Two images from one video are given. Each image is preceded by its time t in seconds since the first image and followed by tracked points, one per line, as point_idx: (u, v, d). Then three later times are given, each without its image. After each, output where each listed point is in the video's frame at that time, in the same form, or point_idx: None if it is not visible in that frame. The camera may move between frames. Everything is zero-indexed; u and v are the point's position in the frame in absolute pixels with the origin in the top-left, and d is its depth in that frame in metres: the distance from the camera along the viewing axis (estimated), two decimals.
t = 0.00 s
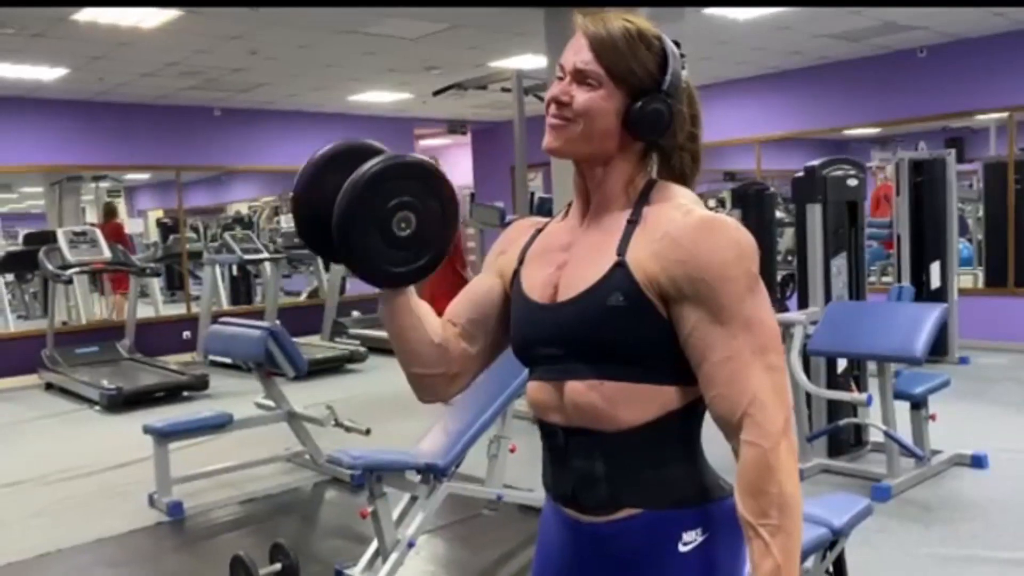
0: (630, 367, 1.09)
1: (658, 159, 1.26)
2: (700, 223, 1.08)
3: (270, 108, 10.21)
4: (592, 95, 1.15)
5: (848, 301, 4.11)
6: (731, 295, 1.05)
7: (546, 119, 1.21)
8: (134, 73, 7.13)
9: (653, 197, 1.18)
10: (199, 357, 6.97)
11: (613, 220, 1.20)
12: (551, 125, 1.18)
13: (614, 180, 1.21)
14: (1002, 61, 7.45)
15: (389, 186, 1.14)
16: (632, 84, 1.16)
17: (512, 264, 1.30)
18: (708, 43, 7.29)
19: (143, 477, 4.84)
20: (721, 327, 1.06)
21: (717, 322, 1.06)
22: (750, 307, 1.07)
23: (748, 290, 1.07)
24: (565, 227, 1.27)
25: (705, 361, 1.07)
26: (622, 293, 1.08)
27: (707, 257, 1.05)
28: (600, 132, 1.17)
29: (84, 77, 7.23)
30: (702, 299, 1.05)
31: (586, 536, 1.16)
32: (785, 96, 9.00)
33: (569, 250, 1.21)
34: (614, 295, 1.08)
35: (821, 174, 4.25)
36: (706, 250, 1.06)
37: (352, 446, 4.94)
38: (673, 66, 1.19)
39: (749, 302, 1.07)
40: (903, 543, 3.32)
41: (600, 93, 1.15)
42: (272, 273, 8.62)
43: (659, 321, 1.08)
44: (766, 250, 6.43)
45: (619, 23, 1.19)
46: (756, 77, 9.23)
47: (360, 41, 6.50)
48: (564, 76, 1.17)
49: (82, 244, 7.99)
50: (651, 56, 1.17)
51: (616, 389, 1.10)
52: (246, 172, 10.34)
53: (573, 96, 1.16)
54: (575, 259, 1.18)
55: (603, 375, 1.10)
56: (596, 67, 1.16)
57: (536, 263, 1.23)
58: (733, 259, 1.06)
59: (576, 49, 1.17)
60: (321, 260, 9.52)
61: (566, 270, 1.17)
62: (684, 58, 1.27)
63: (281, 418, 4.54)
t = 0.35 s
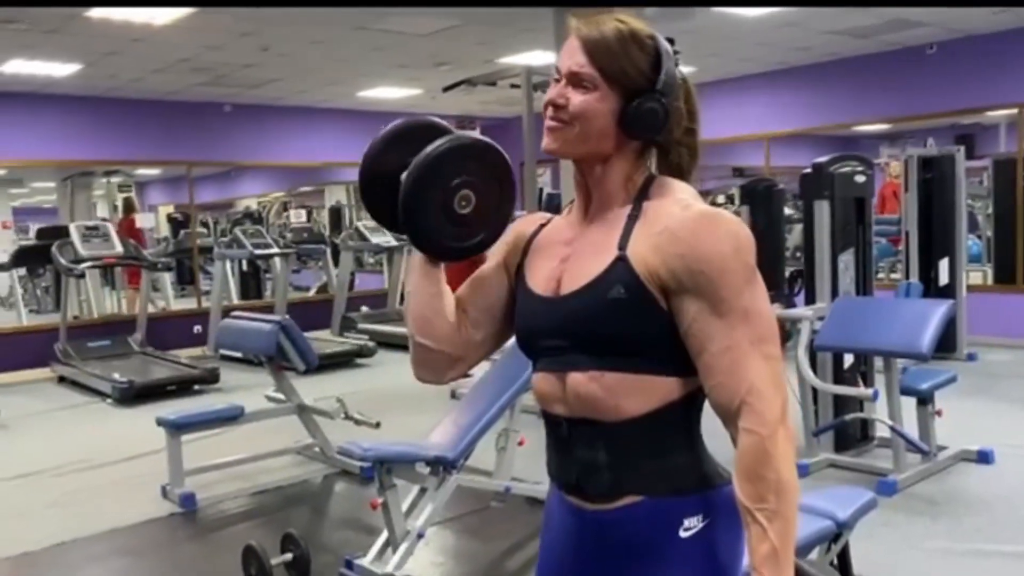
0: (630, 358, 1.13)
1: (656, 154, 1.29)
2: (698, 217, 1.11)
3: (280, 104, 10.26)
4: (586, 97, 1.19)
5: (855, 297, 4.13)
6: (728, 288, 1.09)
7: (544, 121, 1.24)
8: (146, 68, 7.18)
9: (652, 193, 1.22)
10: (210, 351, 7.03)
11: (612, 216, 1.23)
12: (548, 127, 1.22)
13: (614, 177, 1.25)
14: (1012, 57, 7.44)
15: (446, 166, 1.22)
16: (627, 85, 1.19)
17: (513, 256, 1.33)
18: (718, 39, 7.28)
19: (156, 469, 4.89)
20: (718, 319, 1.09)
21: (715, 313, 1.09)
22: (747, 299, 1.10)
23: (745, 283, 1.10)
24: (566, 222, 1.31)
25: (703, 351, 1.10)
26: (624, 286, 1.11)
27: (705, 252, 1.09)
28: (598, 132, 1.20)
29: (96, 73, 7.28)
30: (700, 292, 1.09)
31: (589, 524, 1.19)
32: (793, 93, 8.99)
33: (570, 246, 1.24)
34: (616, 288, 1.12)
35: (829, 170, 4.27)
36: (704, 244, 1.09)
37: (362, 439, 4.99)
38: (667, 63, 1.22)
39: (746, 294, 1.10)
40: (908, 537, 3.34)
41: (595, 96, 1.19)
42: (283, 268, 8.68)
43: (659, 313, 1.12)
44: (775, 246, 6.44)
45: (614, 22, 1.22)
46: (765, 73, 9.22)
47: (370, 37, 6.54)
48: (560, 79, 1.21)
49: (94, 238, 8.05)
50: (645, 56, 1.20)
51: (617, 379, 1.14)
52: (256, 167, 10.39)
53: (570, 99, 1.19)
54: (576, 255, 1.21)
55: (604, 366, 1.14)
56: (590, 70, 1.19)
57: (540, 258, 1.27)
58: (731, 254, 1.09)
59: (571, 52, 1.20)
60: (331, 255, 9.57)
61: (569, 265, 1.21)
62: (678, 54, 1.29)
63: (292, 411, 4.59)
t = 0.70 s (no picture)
0: (628, 351, 1.16)
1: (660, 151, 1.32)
2: (698, 216, 1.14)
3: (295, 101, 10.32)
4: (594, 93, 1.22)
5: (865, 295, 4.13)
6: (725, 286, 1.11)
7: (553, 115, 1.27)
8: (162, 65, 7.25)
9: (654, 191, 1.24)
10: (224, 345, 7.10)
11: (615, 212, 1.26)
12: (555, 122, 1.24)
13: (617, 173, 1.27)
14: None
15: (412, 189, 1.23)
16: (635, 80, 1.22)
17: (518, 252, 1.36)
18: (730, 36, 7.27)
19: (170, 461, 4.96)
20: (715, 316, 1.12)
21: (712, 311, 1.12)
22: (743, 299, 1.13)
23: (742, 282, 1.13)
24: (571, 218, 1.33)
25: (699, 347, 1.13)
26: (625, 283, 1.14)
27: (704, 250, 1.11)
28: (604, 127, 1.23)
29: (112, 69, 7.36)
30: (697, 289, 1.11)
31: (585, 510, 1.22)
32: (807, 90, 8.97)
33: (573, 242, 1.27)
34: (616, 285, 1.15)
35: (839, 168, 4.28)
36: (704, 242, 1.11)
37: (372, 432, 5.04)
38: (672, 64, 1.25)
39: (742, 293, 1.13)
40: (913, 534, 3.36)
41: (605, 89, 1.22)
42: (297, 263, 8.76)
43: (657, 308, 1.14)
44: (787, 242, 6.44)
45: (624, 23, 1.25)
46: (778, 70, 9.20)
47: (384, 34, 6.58)
48: (570, 75, 1.24)
49: (110, 232, 8.14)
50: (652, 55, 1.23)
51: (614, 371, 1.16)
52: (271, 163, 10.47)
53: (578, 94, 1.22)
54: (579, 250, 1.24)
55: (603, 359, 1.17)
56: (599, 66, 1.22)
57: (544, 253, 1.29)
58: (730, 253, 1.12)
59: (581, 48, 1.23)
60: (345, 250, 9.62)
61: (572, 260, 1.23)
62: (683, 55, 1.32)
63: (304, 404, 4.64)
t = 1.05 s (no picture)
0: (610, 351, 1.18)
1: (656, 151, 1.32)
2: (685, 224, 1.15)
3: (314, 97, 10.41)
4: (598, 87, 1.22)
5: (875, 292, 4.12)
6: (708, 294, 1.13)
7: (556, 105, 1.27)
8: (182, 62, 7.34)
9: (645, 192, 1.25)
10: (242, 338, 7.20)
11: (608, 212, 1.26)
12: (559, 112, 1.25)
13: (612, 168, 1.27)
14: None
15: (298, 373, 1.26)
16: (640, 74, 1.22)
17: (511, 251, 1.36)
18: (745, 33, 7.26)
19: (186, 452, 5.05)
20: (697, 323, 1.14)
21: (695, 318, 1.14)
22: (725, 307, 1.15)
23: (724, 290, 1.15)
24: (563, 213, 1.33)
25: (681, 352, 1.15)
26: (610, 290, 1.16)
27: (690, 261, 1.13)
28: (607, 119, 1.23)
29: (135, 66, 7.47)
30: (682, 296, 1.13)
31: (564, 493, 1.26)
32: (825, 87, 8.93)
33: (564, 241, 1.27)
34: (603, 291, 1.16)
35: (849, 166, 4.28)
36: (689, 252, 1.14)
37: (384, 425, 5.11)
38: (675, 66, 1.26)
39: (725, 302, 1.15)
40: (918, 532, 3.36)
41: (611, 80, 1.22)
42: (315, 258, 8.85)
43: (641, 313, 1.16)
44: (800, 238, 6.42)
45: (630, 27, 1.27)
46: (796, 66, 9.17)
47: (400, 32, 6.63)
48: (576, 68, 1.25)
49: (132, 227, 8.27)
50: (657, 55, 1.24)
51: (596, 369, 1.19)
52: (292, 159, 10.58)
53: (583, 86, 1.23)
54: (571, 251, 1.24)
55: (586, 358, 1.20)
56: (605, 61, 1.23)
57: (535, 251, 1.29)
58: (715, 262, 1.14)
59: (590, 43, 1.24)
60: (363, 245, 9.70)
61: (563, 260, 1.24)
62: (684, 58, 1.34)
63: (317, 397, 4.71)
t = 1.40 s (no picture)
0: (575, 351, 1.20)
1: (622, 152, 1.36)
2: (651, 224, 1.18)
3: (334, 94, 10.49)
4: (567, 83, 1.26)
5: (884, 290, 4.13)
6: (674, 293, 1.17)
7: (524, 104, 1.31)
8: (202, 59, 7.43)
9: (611, 191, 1.28)
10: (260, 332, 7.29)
11: (572, 211, 1.29)
12: (528, 106, 1.28)
13: (577, 166, 1.31)
14: None
15: (374, 556, 1.38)
16: (607, 72, 1.27)
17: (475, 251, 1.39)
18: (762, 29, 7.23)
19: (202, 444, 5.13)
20: (663, 322, 1.17)
21: (663, 319, 1.17)
22: (691, 307, 1.19)
23: (690, 289, 1.18)
24: (527, 211, 1.35)
25: (647, 352, 1.18)
26: (576, 290, 1.18)
27: (655, 262, 1.16)
28: (575, 115, 1.27)
29: (156, 64, 7.57)
30: (648, 295, 1.16)
31: (533, 487, 1.29)
32: (844, 83, 8.86)
33: (530, 241, 1.29)
34: (569, 292, 1.18)
35: (861, 162, 4.27)
36: (656, 252, 1.16)
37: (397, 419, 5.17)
38: (643, 68, 1.31)
39: (690, 301, 1.18)
40: (924, 529, 3.36)
41: (578, 77, 1.26)
42: (334, 254, 8.93)
43: (608, 314, 1.19)
44: (816, 235, 6.39)
45: (598, 29, 1.31)
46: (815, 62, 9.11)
47: (417, 29, 6.68)
48: (546, 65, 1.29)
49: (154, 222, 8.38)
50: (625, 56, 1.29)
51: (562, 368, 1.22)
52: (312, 156, 10.67)
53: (552, 81, 1.27)
54: (536, 250, 1.26)
55: (551, 358, 1.22)
56: (574, 58, 1.27)
57: (500, 250, 1.32)
58: (680, 262, 1.17)
59: (559, 43, 1.29)
60: (382, 242, 9.76)
61: (527, 260, 1.26)
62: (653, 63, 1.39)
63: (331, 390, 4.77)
